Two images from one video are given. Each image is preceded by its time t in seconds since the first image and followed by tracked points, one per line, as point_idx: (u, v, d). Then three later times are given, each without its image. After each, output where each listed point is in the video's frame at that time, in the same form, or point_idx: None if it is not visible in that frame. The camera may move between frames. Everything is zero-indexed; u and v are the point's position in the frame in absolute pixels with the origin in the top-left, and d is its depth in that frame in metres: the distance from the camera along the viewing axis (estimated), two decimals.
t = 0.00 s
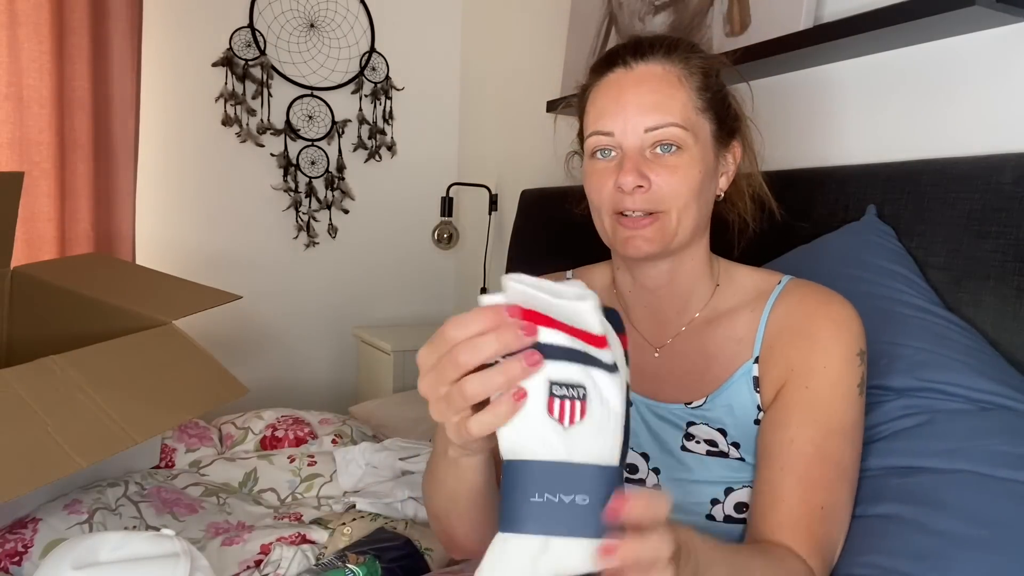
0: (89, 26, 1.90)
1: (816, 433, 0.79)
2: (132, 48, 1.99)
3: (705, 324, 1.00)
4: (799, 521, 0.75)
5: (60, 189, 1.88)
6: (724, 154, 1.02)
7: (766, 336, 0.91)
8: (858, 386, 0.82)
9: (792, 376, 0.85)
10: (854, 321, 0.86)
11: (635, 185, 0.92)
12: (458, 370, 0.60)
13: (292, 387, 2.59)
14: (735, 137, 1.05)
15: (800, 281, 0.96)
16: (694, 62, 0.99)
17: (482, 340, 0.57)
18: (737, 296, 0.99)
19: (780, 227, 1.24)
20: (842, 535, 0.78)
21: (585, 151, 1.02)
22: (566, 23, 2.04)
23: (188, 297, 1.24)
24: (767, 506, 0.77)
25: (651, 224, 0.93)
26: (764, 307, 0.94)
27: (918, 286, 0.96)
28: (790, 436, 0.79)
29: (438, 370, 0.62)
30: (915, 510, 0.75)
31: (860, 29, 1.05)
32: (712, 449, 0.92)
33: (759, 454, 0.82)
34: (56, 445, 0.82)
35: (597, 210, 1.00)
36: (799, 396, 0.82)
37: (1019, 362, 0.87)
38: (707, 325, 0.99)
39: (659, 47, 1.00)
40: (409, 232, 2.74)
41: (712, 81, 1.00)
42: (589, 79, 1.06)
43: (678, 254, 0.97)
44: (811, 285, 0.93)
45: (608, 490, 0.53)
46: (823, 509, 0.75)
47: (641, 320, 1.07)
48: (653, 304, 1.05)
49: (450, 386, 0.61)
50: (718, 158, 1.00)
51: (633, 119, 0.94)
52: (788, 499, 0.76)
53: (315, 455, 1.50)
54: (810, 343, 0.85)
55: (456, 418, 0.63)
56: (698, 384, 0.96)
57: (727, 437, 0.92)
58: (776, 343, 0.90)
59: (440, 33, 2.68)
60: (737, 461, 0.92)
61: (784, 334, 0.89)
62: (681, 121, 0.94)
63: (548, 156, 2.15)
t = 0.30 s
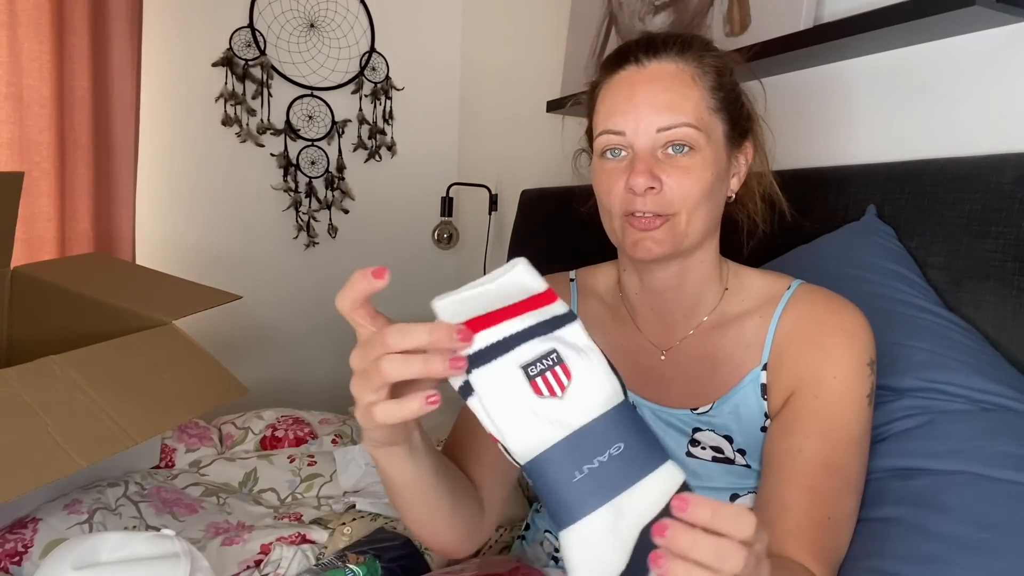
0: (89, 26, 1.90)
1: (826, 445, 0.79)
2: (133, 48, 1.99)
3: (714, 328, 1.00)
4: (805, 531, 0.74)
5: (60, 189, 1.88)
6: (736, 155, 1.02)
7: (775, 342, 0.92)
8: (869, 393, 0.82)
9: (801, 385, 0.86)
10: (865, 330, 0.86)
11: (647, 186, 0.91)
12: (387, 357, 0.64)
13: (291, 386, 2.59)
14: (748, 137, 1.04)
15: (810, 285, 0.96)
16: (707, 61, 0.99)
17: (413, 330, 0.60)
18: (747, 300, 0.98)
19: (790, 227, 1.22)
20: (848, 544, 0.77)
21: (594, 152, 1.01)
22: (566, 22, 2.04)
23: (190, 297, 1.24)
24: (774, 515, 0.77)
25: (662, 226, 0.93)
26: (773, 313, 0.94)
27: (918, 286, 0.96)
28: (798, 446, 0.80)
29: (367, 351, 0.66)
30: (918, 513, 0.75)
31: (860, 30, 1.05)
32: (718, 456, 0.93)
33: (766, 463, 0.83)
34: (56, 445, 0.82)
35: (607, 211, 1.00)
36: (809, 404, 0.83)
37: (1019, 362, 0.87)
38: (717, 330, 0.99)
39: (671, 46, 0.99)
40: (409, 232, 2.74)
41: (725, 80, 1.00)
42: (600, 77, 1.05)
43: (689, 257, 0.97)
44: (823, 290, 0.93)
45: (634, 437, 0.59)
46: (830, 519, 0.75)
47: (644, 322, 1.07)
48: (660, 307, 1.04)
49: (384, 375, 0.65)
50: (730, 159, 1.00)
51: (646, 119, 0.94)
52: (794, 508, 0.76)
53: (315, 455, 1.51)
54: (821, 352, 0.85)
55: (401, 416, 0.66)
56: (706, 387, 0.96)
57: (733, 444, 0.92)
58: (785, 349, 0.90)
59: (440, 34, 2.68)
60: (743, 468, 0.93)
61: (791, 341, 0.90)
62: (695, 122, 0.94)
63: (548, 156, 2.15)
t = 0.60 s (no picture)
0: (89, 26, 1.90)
1: (825, 443, 0.79)
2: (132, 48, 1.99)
3: (713, 328, 1.00)
4: (806, 532, 0.74)
5: (60, 189, 1.88)
6: (736, 155, 1.02)
7: (775, 343, 0.92)
8: (867, 395, 0.82)
9: (801, 386, 0.86)
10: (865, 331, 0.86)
11: (647, 194, 0.91)
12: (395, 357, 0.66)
13: (291, 387, 2.59)
14: (748, 137, 1.04)
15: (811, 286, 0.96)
16: (706, 63, 0.99)
17: (416, 337, 0.63)
18: (747, 300, 0.98)
19: (791, 223, 1.21)
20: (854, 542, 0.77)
21: (595, 157, 1.01)
22: (566, 22, 2.04)
23: (190, 297, 1.24)
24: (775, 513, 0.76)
25: (663, 231, 0.93)
26: (773, 314, 0.94)
27: (918, 285, 0.96)
28: (799, 447, 0.80)
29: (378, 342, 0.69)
30: (917, 513, 0.75)
31: (859, 30, 1.05)
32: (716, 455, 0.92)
33: (767, 464, 0.82)
34: (56, 445, 0.82)
35: (607, 215, 1.00)
36: (808, 405, 0.83)
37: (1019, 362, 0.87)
38: (717, 329, 0.99)
39: (671, 48, 0.99)
40: (409, 232, 2.74)
41: (725, 81, 1.00)
42: (599, 78, 1.05)
43: (689, 258, 0.97)
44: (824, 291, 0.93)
45: (608, 420, 0.61)
46: (830, 519, 0.75)
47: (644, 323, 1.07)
48: (660, 308, 1.04)
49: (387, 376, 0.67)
50: (730, 159, 1.00)
51: (645, 125, 0.94)
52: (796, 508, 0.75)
53: (314, 455, 1.51)
54: (819, 353, 0.86)
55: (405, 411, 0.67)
56: (704, 387, 0.96)
57: (732, 444, 0.92)
58: (784, 350, 0.91)
59: (440, 33, 2.68)
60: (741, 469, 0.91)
61: (791, 342, 0.90)
62: (695, 127, 0.94)
63: (548, 156, 2.15)
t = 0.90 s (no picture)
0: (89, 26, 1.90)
1: (821, 443, 0.80)
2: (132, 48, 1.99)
3: (713, 327, 0.99)
4: (801, 528, 0.77)
5: (59, 189, 1.87)
6: (736, 153, 1.02)
7: (773, 341, 0.92)
8: (865, 394, 0.82)
9: (799, 383, 0.86)
10: (864, 331, 0.86)
11: (646, 189, 0.91)
12: (387, 424, 0.63)
13: (291, 387, 2.59)
14: (748, 135, 1.04)
15: (811, 285, 0.96)
16: (706, 62, 0.99)
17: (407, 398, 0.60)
18: (747, 300, 0.98)
19: (791, 223, 1.22)
20: (847, 543, 0.78)
21: (595, 154, 1.01)
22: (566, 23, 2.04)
23: (190, 297, 1.24)
24: (771, 511, 0.79)
25: (661, 226, 0.93)
26: (773, 312, 0.94)
27: (918, 286, 0.96)
28: (795, 445, 0.81)
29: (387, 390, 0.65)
30: (917, 513, 0.75)
31: (860, 30, 1.05)
32: (716, 453, 0.92)
33: (765, 462, 0.83)
34: (55, 444, 0.82)
35: (607, 212, 1.00)
36: (802, 403, 0.83)
37: (1019, 362, 0.87)
38: (717, 328, 0.99)
39: (671, 46, 0.99)
40: (409, 232, 2.74)
41: (724, 80, 0.99)
42: (599, 77, 1.05)
43: (688, 256, 0.97)
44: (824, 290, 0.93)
45: (522, 501, 0.50)
46: (825, 518, 0.77)
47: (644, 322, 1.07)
48: (658, 306, 1.04)
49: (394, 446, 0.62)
50: (730, 158, 1.00)
51: (644, 121, 0.94)
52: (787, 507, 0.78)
53: (315, 455, 1.51)
54: (817, 351, 0.86)
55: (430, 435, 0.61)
56: (704, 386, 0.96)
57: (732, 442, 0.92)
58: (783, 348, 0.91)
59: (440, 34, 2.68)
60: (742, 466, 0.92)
61: (790, 340, 0.90)
62: (694, 124, 0.94)
63: (548, 156, 2.15)
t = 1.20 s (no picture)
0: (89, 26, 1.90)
1: (820, 442, 0.80)
2: (132, 48, 1.99)
3: (713, 326, 0.99)
4: (796, 526, 0.77)
5: (60, 189, 1.88)
6: (737, 155, 1.02)
7: (773, 339, 0.92)
8: (864, 390, 0.83)
9: (797, 382, 0.86)
10: (864, 330, 0.86)
11: (649, 196, 0.92)
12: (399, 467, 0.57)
13: (292, 387, 2.59)
14: (749, 136, 1.04)
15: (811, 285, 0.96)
16: (708, 64, 0.99)
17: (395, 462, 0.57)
18: (747, 299, 0.98)
19: (790, 221, 1.21)
20: (846, 540, 0.78)
21: (597, 159, 1.02)
22: (566, 23, 2.04)
23: (190, 297, 1.24)
24: (768, 509, 0.79)
25: (664, 230, 0.93)
26: (772, 310, 0.94)
27: (918, 285, 0.96)
28: (792, 443, 0.81)
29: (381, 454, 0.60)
30: (916, 513, 0.75)
31: (859, 30, 1.05)
32: (716, 451, 0.93)
33: (762, 460, 0.83)
34: (55, 444, 0.82)
35: (609, 214, 1.00)
36: (801, 401, 0.83)
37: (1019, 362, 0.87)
38: (716, 327, 0.98)
39: (672, 49, 0.99)
40: (409, 232, 2.74)
41: (726, 82, 0.99)
42: (601, 79, 1.05)
43: (689, 257, 0.97)
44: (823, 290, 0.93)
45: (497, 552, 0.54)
46: (824, 515, 0.77)
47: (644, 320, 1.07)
48: (660, 304, 1.02)
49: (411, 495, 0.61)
50: (732, 159, 1.00)
51: (646, 126, 0.94)
52: (787, 506, 0.78)
53: (314, 455, 1.51)
54: (817, 350, 0.86)
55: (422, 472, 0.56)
56: (704, 385, 0.95)
57: (731, 440, 0.92)
58: (782, 346, 0.90)
59: (440, 33, 2.68)
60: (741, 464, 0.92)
61: (789, 339, 0.90)
62: (696, 129, 0.94)
63: (548, 157, 2.15)
